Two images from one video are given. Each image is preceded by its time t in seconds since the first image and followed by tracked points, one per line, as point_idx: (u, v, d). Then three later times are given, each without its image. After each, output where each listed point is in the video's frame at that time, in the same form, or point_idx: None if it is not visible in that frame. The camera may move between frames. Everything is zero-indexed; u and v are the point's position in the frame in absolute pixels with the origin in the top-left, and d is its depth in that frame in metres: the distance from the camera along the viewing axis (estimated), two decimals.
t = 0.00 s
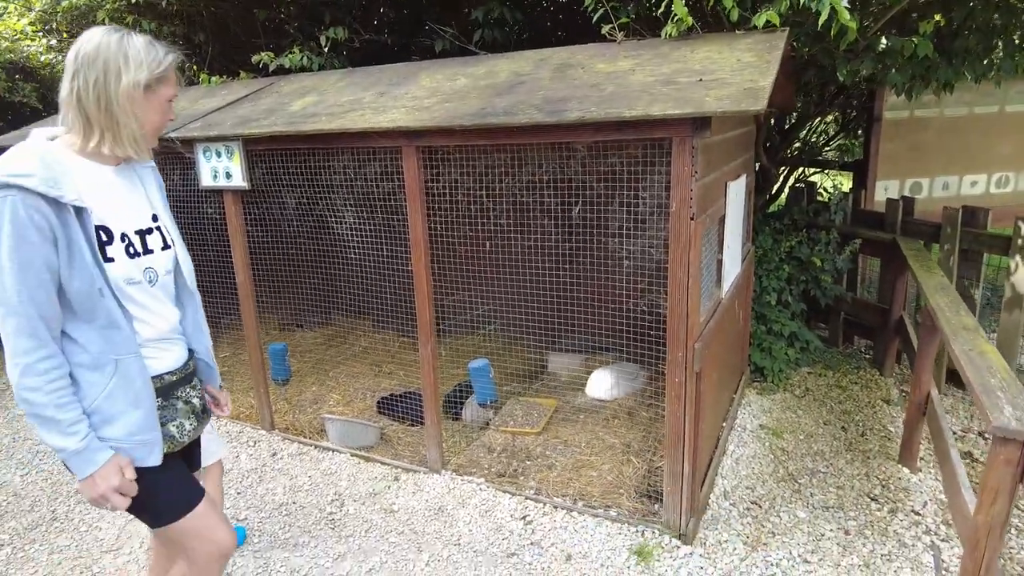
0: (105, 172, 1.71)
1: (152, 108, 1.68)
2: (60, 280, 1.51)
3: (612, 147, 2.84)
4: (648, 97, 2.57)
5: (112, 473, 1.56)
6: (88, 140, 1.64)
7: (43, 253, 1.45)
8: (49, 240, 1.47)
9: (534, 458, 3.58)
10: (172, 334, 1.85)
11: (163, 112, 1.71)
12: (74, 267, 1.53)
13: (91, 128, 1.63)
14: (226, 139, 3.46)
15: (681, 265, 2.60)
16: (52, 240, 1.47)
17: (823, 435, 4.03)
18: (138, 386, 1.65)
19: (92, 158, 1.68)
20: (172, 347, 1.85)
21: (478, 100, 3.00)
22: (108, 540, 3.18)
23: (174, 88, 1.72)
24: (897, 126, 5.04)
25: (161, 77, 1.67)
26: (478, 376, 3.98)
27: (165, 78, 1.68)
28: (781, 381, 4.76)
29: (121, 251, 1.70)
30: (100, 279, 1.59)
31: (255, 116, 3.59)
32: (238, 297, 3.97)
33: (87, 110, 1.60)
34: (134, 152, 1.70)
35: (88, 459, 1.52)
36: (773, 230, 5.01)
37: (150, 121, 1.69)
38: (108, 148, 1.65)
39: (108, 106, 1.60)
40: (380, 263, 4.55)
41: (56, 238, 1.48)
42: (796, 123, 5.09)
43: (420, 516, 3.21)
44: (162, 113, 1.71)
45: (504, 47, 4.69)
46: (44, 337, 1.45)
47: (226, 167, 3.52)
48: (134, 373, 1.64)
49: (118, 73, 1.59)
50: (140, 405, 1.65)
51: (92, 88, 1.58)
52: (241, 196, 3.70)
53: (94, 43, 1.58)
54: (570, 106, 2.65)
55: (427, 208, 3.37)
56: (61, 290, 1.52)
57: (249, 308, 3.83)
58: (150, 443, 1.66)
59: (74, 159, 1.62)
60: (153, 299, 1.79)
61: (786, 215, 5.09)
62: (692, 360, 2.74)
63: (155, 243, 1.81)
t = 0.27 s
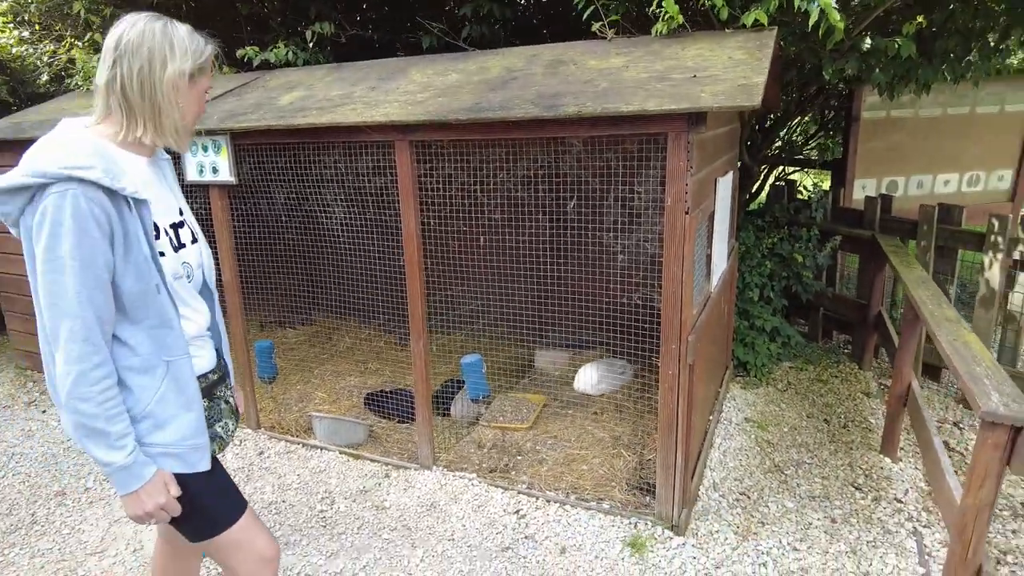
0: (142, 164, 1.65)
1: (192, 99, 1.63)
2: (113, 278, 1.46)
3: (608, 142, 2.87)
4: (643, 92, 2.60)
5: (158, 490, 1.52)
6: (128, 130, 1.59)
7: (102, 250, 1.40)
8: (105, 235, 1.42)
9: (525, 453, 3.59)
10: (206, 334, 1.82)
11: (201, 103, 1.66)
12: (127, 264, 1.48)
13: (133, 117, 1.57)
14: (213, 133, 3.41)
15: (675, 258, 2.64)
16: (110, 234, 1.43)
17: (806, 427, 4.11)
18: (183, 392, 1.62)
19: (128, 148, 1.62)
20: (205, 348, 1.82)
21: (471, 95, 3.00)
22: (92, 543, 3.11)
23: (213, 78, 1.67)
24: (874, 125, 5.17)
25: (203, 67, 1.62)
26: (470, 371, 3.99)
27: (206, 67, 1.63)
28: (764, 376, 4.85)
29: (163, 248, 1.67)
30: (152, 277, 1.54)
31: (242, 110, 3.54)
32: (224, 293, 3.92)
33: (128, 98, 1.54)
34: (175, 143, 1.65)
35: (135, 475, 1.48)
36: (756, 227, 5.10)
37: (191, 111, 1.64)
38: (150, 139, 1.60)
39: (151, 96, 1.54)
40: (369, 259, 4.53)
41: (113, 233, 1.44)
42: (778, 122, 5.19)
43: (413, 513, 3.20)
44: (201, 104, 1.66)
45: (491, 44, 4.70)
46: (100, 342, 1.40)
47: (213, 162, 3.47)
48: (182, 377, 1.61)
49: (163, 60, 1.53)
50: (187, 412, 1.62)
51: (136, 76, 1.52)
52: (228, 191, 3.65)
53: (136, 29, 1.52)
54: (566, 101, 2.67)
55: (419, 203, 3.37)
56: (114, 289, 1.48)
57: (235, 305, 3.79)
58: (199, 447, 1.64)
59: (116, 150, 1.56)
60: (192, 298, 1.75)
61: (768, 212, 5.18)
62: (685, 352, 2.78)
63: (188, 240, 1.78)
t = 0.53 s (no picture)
0: (156, 171, 1.48)
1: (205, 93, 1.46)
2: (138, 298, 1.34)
3: (568, 146, 2.91)
4: (602, 97, 2.64)
5: (211, 521, 1.40)
6: (138, 134, 1.41)
7: (132, 266, 1.28)
8: (132, 249, 1.29)
9: (487, 455, 3.60)
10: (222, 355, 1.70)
11: (214, 96, 1.50)
12: (150, 282, 1.37)
13: (144, 118, 1.39)
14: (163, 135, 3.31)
15: (634, 261, 2.70)
16: (135, 249, 1.31)
17: (758, 421, 4.25)
18: (219, 415, 1.50)
19: (139, 153, 1.45)
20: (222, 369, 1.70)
21: (432, 98, 3.00)
22: (36, 563, 2.97)
23: (222, 70, 1.51)
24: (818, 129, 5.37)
25: (214, 58, 1.46)
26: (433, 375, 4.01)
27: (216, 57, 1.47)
28: (717, 372, 4.99)
29: (182, 262, 1.54)
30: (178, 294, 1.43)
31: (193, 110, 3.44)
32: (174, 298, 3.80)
33: (138, 98, 1.37)
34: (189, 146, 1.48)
35: (187, 509, 1.35)
36: (707, 228, 5.24)
37: (205, 107, 1.47)
38: (164, 141, 1.43)
39: (165, 92, 1.37)
40: (327, 262, 4.45)
41: (138, 248, 1.32)
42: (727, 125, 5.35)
43: (375, 519, 3.18)
44: (214, 98, 1.50)
45: (447, 46, 4.69)
46: (137, 369, 1.28)
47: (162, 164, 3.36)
48: (215, 399, 1.49)
49: (176, 51, 1.37)
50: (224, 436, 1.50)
51: (148, 72, 1.35)
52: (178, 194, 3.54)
53: (141, 17, 1.35)
54: (527, 105, 2.69)
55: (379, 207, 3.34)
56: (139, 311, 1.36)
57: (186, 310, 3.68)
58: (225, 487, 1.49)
59: (131, 157, 1.40)
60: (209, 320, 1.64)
61: (718, 213, 5.33)
62: (645, 352, 2.84)
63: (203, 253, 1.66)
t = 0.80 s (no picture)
0: (131, 177, 1.35)
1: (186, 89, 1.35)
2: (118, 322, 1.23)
3: (515, 149, 2.91)
4: (549, 100, 2.66)
5: (222, 549, 1.35)
6: (114, 134, 1.27)
7: (111, 288, 1.17)
8: (110, 266, 1.18)
9: (440, 459, 3.58)
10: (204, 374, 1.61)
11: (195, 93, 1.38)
12: (130, 303, 1.25)
13: (122, 116, 1.25)
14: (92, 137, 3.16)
15: (583, 262, 2.73)
16: (112, 268, 1.19)
17: (704, 415, 4.37)
18: (210, 440, 1.41)
19: (114, 157, 1.31)
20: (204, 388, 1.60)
21: (378, 99, 2.96)
22: None
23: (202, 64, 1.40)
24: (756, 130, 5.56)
25: (196, 49, 1.34)
26: (382, 379, 3.94)
27: (197, 50, 1.36)
28: (664, 368, 5.10)
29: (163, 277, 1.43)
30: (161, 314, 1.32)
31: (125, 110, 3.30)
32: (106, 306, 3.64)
33: (113, 95, 1.23)
34: (171, 147, 1.35)
35: (194, 540, 1.28)
36: (653, 228, 5.35)
37: (188, 104, 1.34)
38: (144, 142, 1.29)
39: (144, 88, 1.24)
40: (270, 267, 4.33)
41: (116, 266, 1.21)
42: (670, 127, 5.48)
43: (326, 528, 3.11)
44: (195, 94, 1.38)
45: (392, 46, 4.64)
46: (122, 399, 1.18)
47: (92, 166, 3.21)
48: (205, 424, 1.40)
49: (154, 40, 1.24)
50: (217, 462, 1.42)
51: (125, 64, 1.22)
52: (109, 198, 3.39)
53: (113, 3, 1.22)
54: (474, 107, 2.69)
55: (323, 210, 3.27)
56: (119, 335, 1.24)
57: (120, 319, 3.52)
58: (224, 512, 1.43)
59: (104, 162, 1.27)
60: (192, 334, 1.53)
61: (662, 214, 5.45)
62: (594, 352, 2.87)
63: (187, 265, 1.54)
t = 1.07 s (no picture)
0: (62, 187, 1.22)
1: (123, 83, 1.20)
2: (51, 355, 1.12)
3: (452, 150, 2.89)
4: (486, 101, 2.65)
5: None
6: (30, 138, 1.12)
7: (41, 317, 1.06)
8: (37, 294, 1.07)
9: (383, 465, 3.53)
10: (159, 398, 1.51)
11: (134, 86, 1.24)
12: (65, 332, 1.13)
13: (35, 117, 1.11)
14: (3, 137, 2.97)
15: (524, 263, 2.73)
16: (41, 296, 1.08)
17: (646, 410, 4.45)
18: (159, 473, 1.31)
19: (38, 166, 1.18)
20: (158, 413, 1.51)
21: (312, 99, 2.88)
22: None
23: (143, 52, 1.26)
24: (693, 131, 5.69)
25: (122, 36, 1.18)
26: (321, 388, 3.82)
27: (133, 37, 1.22)
28: (608, 366, 5.17)
29: (108, 299, 1.31)
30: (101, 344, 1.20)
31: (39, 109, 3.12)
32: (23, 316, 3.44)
33: (17, 90, 1.07)
34: (102, 150, 1.20)
35: None
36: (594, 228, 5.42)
37: (119, 98, 1.19)
38: (66, 146, 1.14)
39: (56, 82, 1.09)
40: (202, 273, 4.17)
41: (46, 293, 1.09)
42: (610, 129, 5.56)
43: (265, 541, 3.02)
44: (134, 89, 1.24)
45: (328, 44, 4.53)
46: (59, 440, 1.08)
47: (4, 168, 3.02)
48: (151, 458, 1.29)
49: (65, 25, 1.08)
50: (164, 497, 1.32)
51: (31, 56, 1.06)
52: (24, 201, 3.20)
53: None
54: (411, 108, 2.65)
55: (256, 213, 3.17)
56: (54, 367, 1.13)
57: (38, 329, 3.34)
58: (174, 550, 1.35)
59: (32, 173, 1.15)
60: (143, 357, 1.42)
61: (603, 214, 5.53)
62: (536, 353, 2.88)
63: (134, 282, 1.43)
